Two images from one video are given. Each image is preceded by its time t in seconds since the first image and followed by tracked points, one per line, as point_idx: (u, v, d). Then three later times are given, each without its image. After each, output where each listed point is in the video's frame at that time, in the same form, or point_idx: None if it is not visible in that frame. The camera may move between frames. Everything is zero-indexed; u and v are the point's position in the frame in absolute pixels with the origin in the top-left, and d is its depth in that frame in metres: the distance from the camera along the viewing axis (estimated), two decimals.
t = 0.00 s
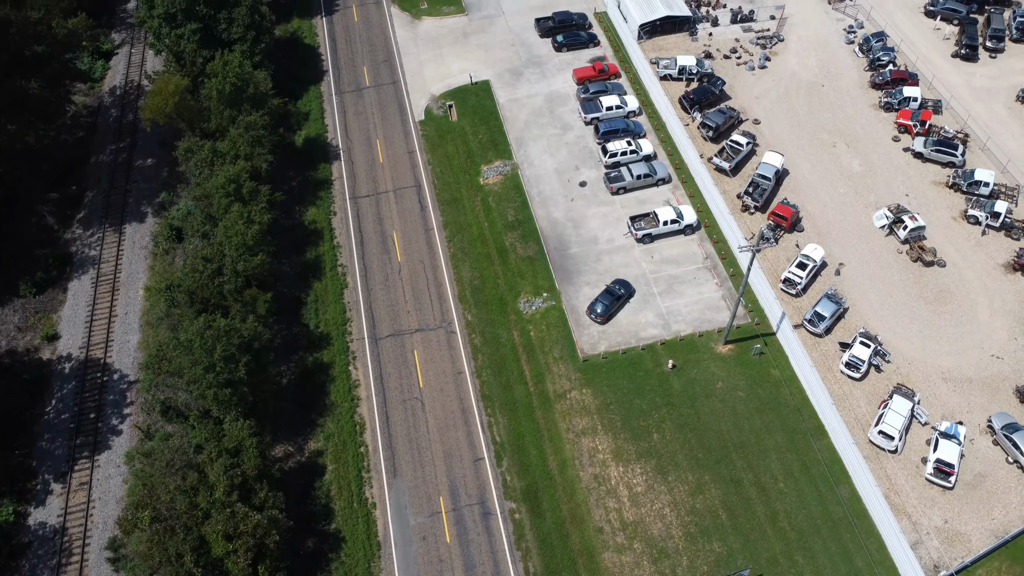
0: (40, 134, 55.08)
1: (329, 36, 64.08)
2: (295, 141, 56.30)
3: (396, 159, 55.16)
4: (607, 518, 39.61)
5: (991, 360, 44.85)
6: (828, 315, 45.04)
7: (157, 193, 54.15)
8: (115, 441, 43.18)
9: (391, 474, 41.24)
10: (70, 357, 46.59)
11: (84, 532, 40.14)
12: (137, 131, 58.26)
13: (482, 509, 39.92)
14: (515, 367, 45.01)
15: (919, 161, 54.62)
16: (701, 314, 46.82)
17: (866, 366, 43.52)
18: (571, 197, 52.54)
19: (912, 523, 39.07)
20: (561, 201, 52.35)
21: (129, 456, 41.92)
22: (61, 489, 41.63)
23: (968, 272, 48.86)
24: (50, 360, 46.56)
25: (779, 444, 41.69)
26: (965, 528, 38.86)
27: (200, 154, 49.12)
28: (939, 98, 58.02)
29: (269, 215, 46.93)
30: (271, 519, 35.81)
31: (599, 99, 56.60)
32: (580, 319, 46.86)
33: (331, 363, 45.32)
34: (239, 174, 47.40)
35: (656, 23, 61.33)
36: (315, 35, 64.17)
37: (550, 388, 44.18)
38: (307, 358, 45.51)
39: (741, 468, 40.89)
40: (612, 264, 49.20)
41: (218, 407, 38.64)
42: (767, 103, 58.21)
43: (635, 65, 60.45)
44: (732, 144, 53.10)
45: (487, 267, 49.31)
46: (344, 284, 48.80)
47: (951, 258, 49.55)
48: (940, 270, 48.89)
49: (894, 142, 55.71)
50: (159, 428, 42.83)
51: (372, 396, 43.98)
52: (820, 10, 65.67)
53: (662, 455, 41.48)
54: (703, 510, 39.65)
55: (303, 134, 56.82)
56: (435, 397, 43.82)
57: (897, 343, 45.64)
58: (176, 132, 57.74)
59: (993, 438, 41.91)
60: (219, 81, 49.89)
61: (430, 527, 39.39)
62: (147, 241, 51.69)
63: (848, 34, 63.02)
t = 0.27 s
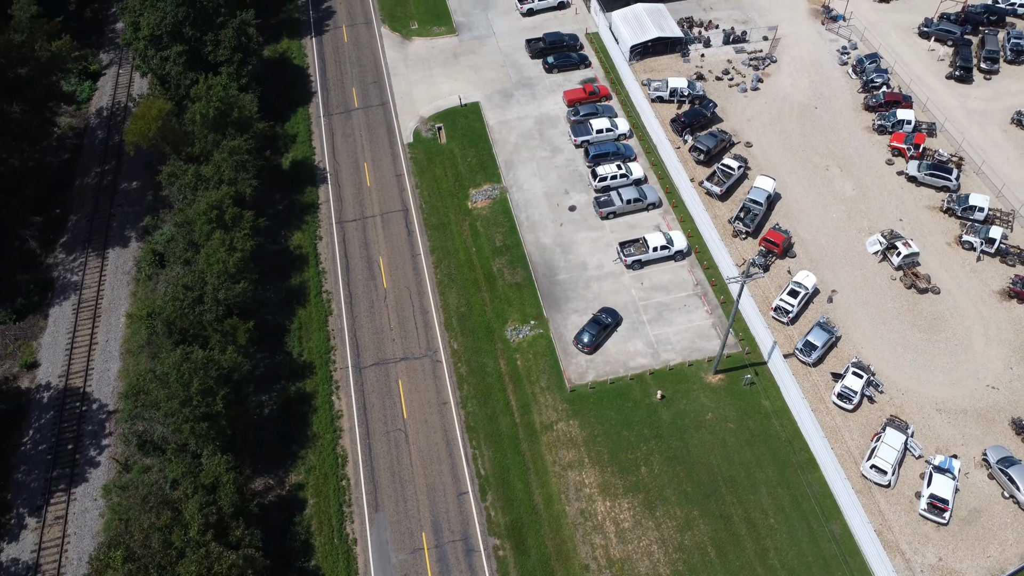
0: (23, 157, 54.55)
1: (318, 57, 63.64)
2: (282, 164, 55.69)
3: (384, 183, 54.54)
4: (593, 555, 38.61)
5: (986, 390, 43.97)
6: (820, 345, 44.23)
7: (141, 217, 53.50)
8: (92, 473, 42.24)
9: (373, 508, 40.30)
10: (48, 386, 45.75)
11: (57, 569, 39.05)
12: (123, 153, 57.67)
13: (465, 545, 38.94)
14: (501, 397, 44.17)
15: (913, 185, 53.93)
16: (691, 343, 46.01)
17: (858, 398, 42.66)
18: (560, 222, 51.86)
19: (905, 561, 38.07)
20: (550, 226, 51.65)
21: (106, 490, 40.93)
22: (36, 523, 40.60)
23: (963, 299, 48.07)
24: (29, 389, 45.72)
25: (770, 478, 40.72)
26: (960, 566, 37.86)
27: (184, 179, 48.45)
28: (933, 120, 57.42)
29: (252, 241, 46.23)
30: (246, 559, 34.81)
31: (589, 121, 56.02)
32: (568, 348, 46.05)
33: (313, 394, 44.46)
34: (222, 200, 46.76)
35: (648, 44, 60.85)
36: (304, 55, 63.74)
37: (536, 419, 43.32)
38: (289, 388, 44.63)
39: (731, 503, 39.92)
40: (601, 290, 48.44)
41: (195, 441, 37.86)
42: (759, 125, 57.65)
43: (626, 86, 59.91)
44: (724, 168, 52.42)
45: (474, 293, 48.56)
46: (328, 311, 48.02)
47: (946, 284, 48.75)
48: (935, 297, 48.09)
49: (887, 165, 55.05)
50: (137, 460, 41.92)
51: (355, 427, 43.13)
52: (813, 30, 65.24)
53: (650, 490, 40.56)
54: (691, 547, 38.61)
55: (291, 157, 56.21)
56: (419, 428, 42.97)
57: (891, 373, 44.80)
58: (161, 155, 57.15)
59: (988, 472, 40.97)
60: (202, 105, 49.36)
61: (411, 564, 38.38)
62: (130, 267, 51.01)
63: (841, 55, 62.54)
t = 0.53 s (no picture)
0: (6, 180, 53.94)
1: (307, 77, 63.20)
2: (268, 187, 55.10)
3: (371, 206, 53.92)
4: None
5: (981, 421, 43.10)
6: (811, 374, 43.41)
7: (125, 241, 52.87)
8: (68, 506, 41.26)
9: (353, 543, 39.35)
10: (26, 415, 44.88)
11: None
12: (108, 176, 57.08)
13: None
14: (486, 428, 43.32)
15: (907, 209, 53.24)
16: (680, 372, 45.19)
17: (850, 429, 41.81)
18: (549, 247, 51.17)
19: None
20: (538, 251, 50.95)
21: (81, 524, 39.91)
22: (8, 559, 39.50)
23: (957, 326, 47.25)
24: (6, 418, 44.85)
25: (760, 513, 39.72)
26: None
27: (166, 204, 47.82)
28: (927, 143, 56.81)
29: (234, 268, 45.55)
30: None
31: (579, 144, 55.42)
32: (555, 377, 45.24)
33: (295, 424, 43.62)
34: (204, 226, 46.12)
35: (639, 65, 60.37)
36: (293, 76, 63.31)
37: (522, 450, 42.44)
38: (271, 418, 43.81)
39: (721, 539, 38.91)
40: (589, 317, 47.68)
41: (170, 477, 37.05)
42: (751, 148, 57.04)
43: (617, 108, 59.36)
44: (715, 192, 51.69)
45: (460, 320, 47.80)
46: (312, 338, 47.25)
47: (940, 311, 47.95)
48: (929, 324, 47.27)
49: (881, 189, 54.39)
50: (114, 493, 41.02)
51: (337, 459, 42.27)
52: (806, 51, 64.79)
53: (638, 524, 39.58)
54: None
55: (277, 180, 55.63)
56: (402, 460, 42.10)
57: (883, 403, 43.96)
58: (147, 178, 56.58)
59: (983, 506, 40.00)
60: (185, 129, 48.83)
61: None
62: (112, 292, 50.31)
63: (834, 76, 62.04)
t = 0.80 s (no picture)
0: None
1: (295, 99, 62.77)
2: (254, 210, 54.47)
3: (357, 230, 53.26)
4: None
5: (976, 453, 42.16)
6: (802, 405, 42.55)
7: (108, 266, 52.19)
8: (41, 540, 40.22)
9: None
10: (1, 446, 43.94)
11: None
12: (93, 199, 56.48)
13: None
14: (470, 460, 42.41)
15: (900, 233, 52.50)
16: (669, 402, 44.31)
17: (842, 462, 40.89)
18: (537, 273, 50.44)
19: None
20: (526, 276, 50.22)
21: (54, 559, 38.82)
22: None
23: (951, 354, 46.39)
24: None
25: (750, 549, 38.66)
26: None
27: (148, 230, 47.21)
28: (921, 165, 56.17)
29: (215, 295, 44.82)
30: None
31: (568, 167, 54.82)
32: (542, 407, 44.38)
33: (276, 455, 42.72)
34: (185, 252, 45.45)
35: (630, 86, 59.87)
36: (281, 97, 62.91)
37: (507, 483, 41.50)
38: (251, 449, 42.91)
39: None
40: (576, 345, 46.87)
41: (143, 513, 36.18)
42: (743, 170, 56.41)
43: (607, 130, 58.83)
44: (705, 217, 51.05)
45: (446, 347, 47.00)
46: (295, 366, 46.44)
47: (934, 338, 47.11)
48: (923, 352, 46.41)
49: (874, 212, 53.70)
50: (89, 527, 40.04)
51: (317, 492, 41.35)
52: (798, 71, 64.30)
53: (624, 561, 38.51)
54: None
55: (263, 203, 55.01)
56: (384, 493, 41.18)
57: (876, 434, 43.06)
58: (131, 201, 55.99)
59: (979, 542, 38.98)
60: (168, 154, 48.29)
61: None
62: (93, 318, 49.56)
63: (827, 98, 61.50)
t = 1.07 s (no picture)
0: None
1: (284, 120, 62.32)
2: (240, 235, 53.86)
3: (344, 255, 52.59)
4: None
5: (972, 485, 41.20)
6: (794, 436, 41.65)
7: (91, 291, 51.53)
8: None
9: None
10: None
11: None
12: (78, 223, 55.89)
13: None
14: (455, 493, 41.49)
15: (895, 257, 51.74)
16: (659, 432, 43.41)
17: (835, 495, 39.96)
18: (525, 298, 49.68)
19: None
20: (514, 302, 49.47)
21: None
22: None
23: (947, 381, 45.50)
24: None
25: None
26: None
27: (130, 256, 46.66)
28: (915, 188, 55.48)
29: (196, 323, 44.11)
30: None
31: (557, 190, 54.18)
32: (529, 437, 43.49)
33: (256, 488, 41.82)
34: (167, 280, 44.81)
35: (621, 108, 59.35)
36: (270, 119, 62.49)
37: (492, 517, 40.52)
38: (231, 482, 42.00)
39: None
40: (565, 373, 46.04)
41: (117, 551, 35.38)
42: (735, 193, 55.75)
43: (598, 152, 58.23)
44: (696, 241, 50.33)
45: (432, 376, 46.20)
46: (278, 395, 45.61)
47: (929, 366, 46.25)
48: (918, 380, 45.53)
49: (868, 236, 52.98)
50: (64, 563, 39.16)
51: (298, 526, 40.40)
52: (792, 92, 63.80)
53: None
54: None
55: (249, 227, 54.40)
56: (366, 528, 40.21)
57: (870, 466, 42.13)
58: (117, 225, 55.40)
59: None
60: (150, 178, 47.81)
61: None
62: (74, 345, 48.84)
63: (820, 118, 60.95)
